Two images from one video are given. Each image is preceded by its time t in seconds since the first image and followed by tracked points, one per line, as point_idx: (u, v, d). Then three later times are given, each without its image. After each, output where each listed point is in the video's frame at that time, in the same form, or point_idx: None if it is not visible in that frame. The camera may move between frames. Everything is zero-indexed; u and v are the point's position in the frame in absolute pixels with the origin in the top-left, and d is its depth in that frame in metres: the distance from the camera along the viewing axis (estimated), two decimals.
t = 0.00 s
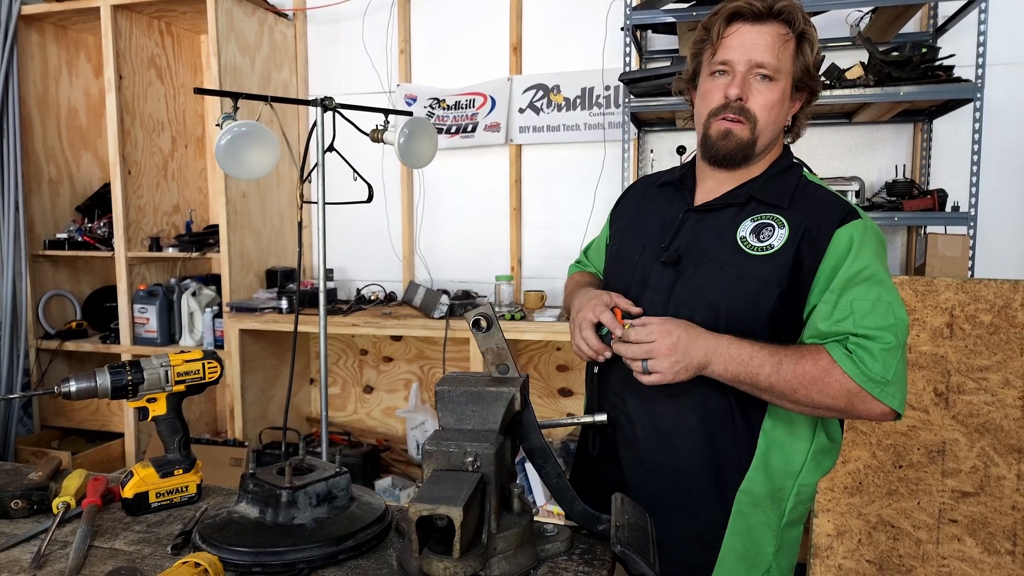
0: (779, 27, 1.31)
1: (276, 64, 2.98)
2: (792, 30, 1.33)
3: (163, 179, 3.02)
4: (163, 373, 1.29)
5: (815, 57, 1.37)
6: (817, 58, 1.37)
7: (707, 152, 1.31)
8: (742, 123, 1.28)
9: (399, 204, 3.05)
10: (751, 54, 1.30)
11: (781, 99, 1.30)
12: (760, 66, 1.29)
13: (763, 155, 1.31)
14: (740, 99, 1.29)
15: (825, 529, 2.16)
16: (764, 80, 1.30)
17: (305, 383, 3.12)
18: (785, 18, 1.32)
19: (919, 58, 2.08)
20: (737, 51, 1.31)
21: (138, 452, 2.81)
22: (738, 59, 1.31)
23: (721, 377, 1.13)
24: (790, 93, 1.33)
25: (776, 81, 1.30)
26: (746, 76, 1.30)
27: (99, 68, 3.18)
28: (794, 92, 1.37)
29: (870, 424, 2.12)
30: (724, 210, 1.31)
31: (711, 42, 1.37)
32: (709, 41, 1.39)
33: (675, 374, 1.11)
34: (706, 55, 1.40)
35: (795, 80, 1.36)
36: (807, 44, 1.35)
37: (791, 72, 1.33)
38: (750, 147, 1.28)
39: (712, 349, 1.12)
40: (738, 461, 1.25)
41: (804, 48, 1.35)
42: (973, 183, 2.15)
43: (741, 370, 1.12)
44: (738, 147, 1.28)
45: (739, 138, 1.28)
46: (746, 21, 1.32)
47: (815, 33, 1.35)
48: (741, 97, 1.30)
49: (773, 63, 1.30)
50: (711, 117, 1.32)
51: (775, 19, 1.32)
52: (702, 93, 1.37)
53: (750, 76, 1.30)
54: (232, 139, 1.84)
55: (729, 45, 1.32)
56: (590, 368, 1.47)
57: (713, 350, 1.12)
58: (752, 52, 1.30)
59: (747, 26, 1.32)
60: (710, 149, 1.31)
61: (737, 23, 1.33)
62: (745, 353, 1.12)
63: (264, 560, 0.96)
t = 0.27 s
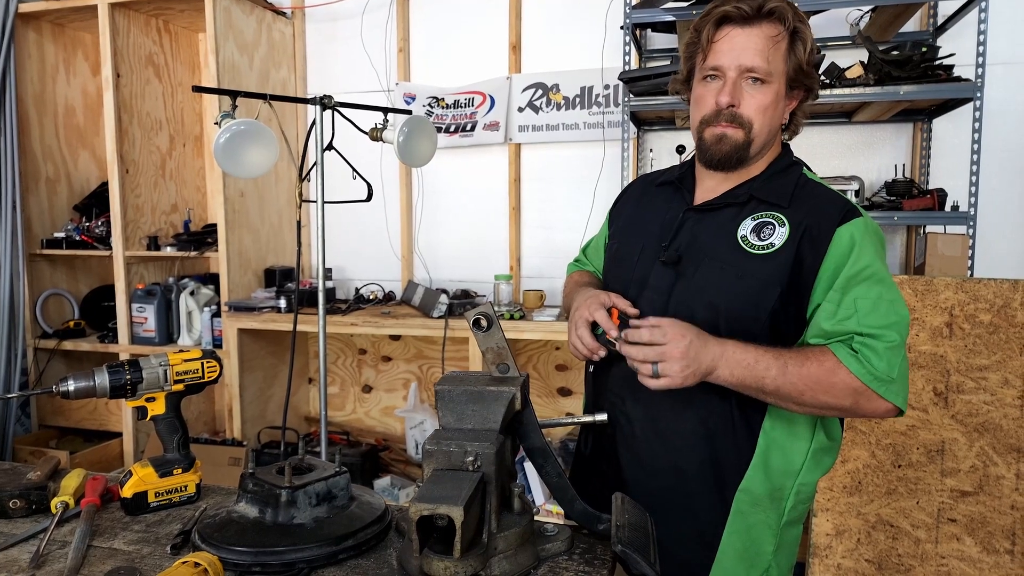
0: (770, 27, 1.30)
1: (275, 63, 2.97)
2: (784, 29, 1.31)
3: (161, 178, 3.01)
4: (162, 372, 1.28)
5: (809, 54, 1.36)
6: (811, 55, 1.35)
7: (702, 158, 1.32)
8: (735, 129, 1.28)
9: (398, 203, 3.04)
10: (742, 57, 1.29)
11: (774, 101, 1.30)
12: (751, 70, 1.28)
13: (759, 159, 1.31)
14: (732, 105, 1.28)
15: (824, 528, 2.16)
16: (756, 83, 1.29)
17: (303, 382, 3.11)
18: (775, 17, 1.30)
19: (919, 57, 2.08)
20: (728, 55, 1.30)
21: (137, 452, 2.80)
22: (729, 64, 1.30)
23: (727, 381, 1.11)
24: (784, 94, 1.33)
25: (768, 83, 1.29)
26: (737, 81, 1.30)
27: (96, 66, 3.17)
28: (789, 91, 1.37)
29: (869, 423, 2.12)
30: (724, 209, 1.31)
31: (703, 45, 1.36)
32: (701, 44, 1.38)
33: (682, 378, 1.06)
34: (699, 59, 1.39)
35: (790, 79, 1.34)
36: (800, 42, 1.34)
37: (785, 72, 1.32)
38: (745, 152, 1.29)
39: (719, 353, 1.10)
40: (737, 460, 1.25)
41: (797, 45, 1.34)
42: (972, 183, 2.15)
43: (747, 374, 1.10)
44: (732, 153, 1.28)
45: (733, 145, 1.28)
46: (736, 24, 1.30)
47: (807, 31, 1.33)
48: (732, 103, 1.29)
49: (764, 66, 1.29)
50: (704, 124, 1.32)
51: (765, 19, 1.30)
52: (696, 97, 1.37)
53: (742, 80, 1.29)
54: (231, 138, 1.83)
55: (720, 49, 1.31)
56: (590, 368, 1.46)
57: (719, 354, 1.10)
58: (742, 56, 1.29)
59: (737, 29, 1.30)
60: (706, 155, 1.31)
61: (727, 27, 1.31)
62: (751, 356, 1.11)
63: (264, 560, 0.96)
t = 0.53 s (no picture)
0: (755, 37, 1.28)
1: (273, 61, 2.96)
2: (770, 37, 1.29)
3: (158, 176, 3.00)
4: (160, 371, 1.28)
5: (800, 57, 1.33)
6: (802, 58, 1.33)
7: (693, 173, 1.33)
8: (724, 145, 1.28)
9: (396, 201, 3.04)
10: (727, 70, 1.28)
11: (763, 112, 1.29)
12: (736, 83, 1.27)
13: (751, 169, 1.31)
14: (719, 120, 1.28)
15: (822, 527, 2.16)
16: (743, 96, 1.28)
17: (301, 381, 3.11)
18: (760, 26, 1.28)
19: (918, 56, 2.08)
20: (713, 70, 1.29)
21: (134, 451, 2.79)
22: (715, 78, 1.29)
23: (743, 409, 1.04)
24: (775, 101, 1.31)
25: (755, 94, 1.28)
26: (724, 94, 1.29)
27: (94, 64, 3.16)
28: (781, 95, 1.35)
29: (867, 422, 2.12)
30: (723, 207, 1.31)
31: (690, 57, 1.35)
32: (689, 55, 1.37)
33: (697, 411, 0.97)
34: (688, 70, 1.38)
35: (781, 84, 1.32)
36: (789, 47, 1.32)
37: (774, 80, 1.30)
38: (734, 165, 1.29)
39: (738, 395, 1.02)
40: (736, 460, 1.25)
41: (785, 51, 1.31)
42: (971, 182, 2.14)
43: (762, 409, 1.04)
44: (721, 168, 1.29)
45: (722, 160, 1.29)
46: (720, 36, 1.29)
47: (796, 36, 1.31)
48: (719, 118, 1.28)
49: (751, 77, 1.27)
50: (694, 139, 1.32)
51: (750, 29, 1.28)
52: (687, 110, 1.36)
53: (729, 93, 1.28)
54: (229, 136, 1.82)
55: (706, 62, 1.30)
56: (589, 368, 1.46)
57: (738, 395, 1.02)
58: (727, 70, 1.28)
59: (722, 41, 1.29)
60: (697, 171, 1.32)
61: (711, 40, 1.30)
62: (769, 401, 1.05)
63: (262, 560, 0.96)
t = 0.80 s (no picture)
0: (745, 43, 1.25)
1: (270, 62, 2.96)
2: (761, 42, 1.27)
3: (156, 177, 3.00)
4: (156, 373, 1.28)
5: (791, 61, 1.31)
6: (792, 63, 1.32)
7: (683, 176, 1.33)
8: (712, 149, 1.28)
9: (393, 201, 3.04)
10: (718, 76, 1.26)
11: (752, 118, 1.27)
12: (726, 89, 1.26)
13: (739, 172, 1.31)
14: (708, 126, 1.27)
15: (819, 527, 2.17)
16: (733, 102, 1.27)
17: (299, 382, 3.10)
18: (751, 31, 1.26)
19: (914, 57, 2.08)
20: (703, 75, 1.27)
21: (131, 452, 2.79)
22: (706, 83, 1.27)
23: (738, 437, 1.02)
24: (765, 106, 1.30)
25: (745, 101, 1.27)
26: (714, 100, 1.27)
27: (91, 64, 3.16)
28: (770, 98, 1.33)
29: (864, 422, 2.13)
30: (714, 209, 1.30)
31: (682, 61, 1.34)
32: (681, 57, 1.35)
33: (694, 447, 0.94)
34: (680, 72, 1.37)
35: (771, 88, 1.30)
36: (780, 51, 1.30)
37: (764, 85, 1.28)
38: (723, 171, 1.29)
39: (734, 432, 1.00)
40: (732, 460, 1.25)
41: (776, 56, 1.30)
42: (968, 183, 2.15)
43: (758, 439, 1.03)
44: (710, 173, 1.29)
45: (712, 165, 1.28)
46: (710, 42, 1.27)
47: (787, 41, 1.30)
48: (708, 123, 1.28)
49: (741, 84, 1.26)
50: (683, 141, 1.32)
51: (741, 34, 1.26)
52: (678, 111, 1.36)
53: (718, 99, 1.27)
54: (226, 137, 1.82)
55: (697, 67, 1.28)
56: (585, 367, 1.46)
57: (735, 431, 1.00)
58: (717, 76, 1.26)
59: (712, 46, 1.27)
60: (686, 174, 1.32)
61: (702, 44, 1.28)
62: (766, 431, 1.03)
63: (259, 562, 0.96)
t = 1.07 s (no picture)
0: (704, 40, 1.28)
1: (266, 62, 2.95)
2: (722, 39, 1.29)
3: (152, 177, 2.99)
4: (152, 373, 1.28)
5: (754, 55, 1.30)
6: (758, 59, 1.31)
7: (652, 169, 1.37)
8: (675, 144, 1.32)
9: (390, 201, 3.04)
10: (677, 72, 1.29)
11: (715, 113, 1.29)
12: (685, 84, 1.29)
13: (707, 168, 1.33)
14: (668, 121, 1.32)
15: (816, 525, 2.17)
16: (693, 97, 1.30)
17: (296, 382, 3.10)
18: (711, 29, 1.29)
19: (908, 57, 2.09)
20: (664, 71, 1.32)
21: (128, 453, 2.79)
22: (666, 79, 1.32)
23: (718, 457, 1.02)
24: (731, 102, 1.30)
25: (705, 96, 1.29)
26: (674, 96, 1.31)
27: (86, 65, 3.15)
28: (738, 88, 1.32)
29: (860, 420, 2.13)
30: (701, 210, 1.32)
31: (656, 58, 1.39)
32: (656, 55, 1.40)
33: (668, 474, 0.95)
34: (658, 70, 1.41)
35: (736, 85, 1.30)
36: (746, 47, 1.30)
37: (728, 82, 1.29)
38: (688, 165, 1.31)
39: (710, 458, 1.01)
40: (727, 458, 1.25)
41: (741, 53, 1.29)
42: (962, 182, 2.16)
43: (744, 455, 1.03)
44: (674, 167, 1.32)
45: (675, 160, 1.32)
46: (674, 39, 1.31)
47: (752, 36, 1.29)
48: (670, 118, 1.32)
49: (700, 80, 1.28)
50: (652, 137, 1.36)
51: (701, 31, 1.29)
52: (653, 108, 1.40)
53: (679, 94, 1.31)
54: (221, 137, 1.82)
55: (663, 64, 1.33)
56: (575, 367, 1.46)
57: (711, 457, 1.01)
58: (678, 71, 1.29)
59: (674, 43, 1.31)
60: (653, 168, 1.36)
61: (665, 42, 1.33)
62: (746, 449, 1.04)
63: (255, 562, 0.96)
